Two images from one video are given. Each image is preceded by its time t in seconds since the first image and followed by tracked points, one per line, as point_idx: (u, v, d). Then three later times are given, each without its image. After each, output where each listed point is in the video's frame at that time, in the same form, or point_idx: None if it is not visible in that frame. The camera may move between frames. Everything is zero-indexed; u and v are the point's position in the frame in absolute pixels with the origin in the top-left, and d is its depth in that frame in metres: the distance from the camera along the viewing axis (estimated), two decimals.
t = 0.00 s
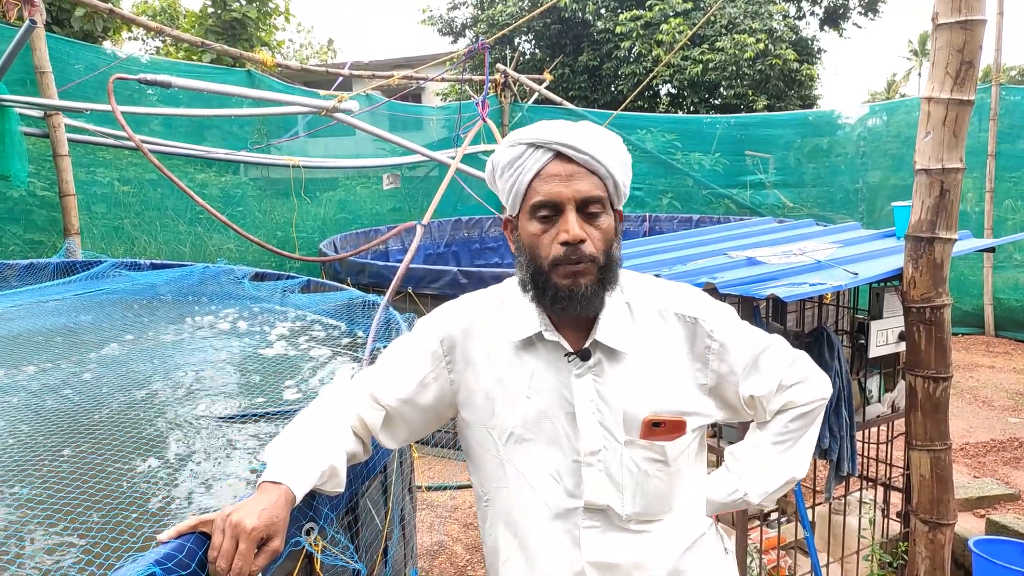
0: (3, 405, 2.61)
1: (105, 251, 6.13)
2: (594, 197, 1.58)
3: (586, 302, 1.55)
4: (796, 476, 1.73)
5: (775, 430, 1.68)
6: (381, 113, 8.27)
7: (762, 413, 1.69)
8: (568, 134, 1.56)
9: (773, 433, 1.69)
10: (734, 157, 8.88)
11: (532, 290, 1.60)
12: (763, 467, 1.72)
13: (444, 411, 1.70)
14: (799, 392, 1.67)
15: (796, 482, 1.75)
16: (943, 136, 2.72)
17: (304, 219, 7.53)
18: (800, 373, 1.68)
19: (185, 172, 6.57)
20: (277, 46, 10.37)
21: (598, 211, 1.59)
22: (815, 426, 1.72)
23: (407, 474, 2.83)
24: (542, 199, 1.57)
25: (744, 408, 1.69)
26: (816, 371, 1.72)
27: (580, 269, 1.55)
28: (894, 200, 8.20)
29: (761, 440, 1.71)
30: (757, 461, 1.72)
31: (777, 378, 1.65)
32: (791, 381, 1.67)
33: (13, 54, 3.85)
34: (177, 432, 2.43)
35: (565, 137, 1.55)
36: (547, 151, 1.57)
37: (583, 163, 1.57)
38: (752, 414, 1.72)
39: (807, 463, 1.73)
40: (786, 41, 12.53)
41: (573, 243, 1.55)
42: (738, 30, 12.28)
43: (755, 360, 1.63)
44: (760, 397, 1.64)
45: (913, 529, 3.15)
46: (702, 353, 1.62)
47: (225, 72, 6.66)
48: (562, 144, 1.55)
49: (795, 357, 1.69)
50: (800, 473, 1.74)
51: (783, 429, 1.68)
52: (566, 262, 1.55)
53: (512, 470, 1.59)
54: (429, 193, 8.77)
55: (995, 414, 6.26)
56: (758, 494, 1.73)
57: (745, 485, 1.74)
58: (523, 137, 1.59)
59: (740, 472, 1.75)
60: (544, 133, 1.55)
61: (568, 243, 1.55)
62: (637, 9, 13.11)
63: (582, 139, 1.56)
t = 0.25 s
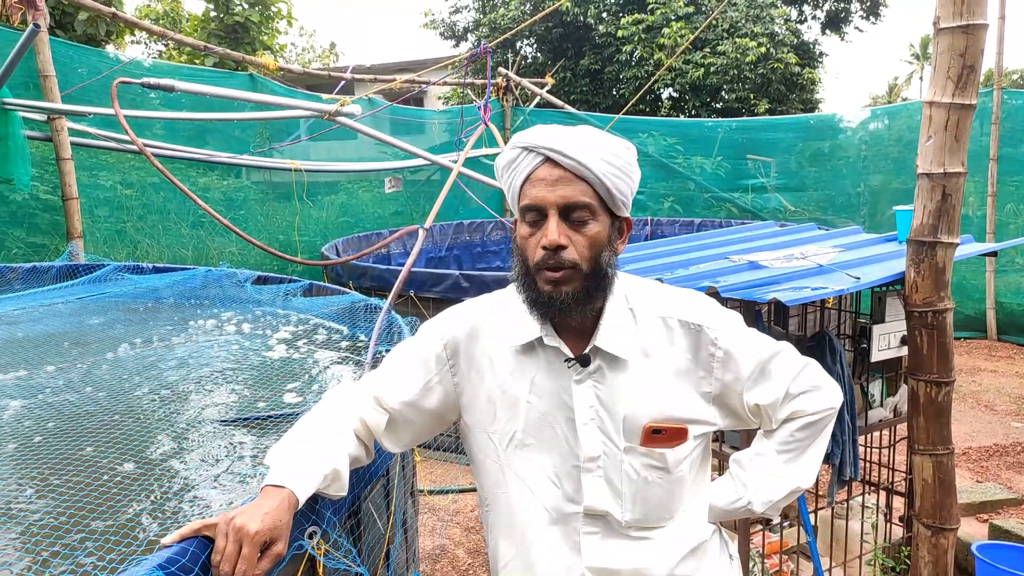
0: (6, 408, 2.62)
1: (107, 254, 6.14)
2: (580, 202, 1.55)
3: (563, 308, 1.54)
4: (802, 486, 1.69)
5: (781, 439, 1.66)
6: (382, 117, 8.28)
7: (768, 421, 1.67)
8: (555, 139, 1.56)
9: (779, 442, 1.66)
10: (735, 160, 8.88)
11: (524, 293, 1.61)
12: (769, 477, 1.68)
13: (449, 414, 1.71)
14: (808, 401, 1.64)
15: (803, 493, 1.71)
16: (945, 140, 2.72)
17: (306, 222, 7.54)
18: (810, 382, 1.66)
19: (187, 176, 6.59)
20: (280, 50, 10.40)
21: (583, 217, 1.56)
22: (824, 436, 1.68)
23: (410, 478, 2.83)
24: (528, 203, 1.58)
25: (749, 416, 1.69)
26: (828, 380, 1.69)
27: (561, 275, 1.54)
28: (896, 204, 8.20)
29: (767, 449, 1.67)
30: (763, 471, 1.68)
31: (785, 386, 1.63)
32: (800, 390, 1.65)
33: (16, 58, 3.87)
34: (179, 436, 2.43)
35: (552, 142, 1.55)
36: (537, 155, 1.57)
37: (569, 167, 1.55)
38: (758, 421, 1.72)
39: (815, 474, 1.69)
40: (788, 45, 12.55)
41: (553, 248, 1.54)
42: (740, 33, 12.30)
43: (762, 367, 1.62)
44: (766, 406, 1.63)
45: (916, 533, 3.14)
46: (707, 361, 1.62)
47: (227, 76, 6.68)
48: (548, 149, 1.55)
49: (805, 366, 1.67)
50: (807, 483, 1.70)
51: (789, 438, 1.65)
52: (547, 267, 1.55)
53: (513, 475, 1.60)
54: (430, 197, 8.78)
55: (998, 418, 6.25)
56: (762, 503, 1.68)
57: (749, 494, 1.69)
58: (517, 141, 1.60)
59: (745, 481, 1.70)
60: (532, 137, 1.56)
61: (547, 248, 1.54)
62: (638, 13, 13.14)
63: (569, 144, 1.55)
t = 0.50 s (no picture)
0: (11, 404, 2.63)
1: (111, 251, 6.16)
2: (568, 198, 1.55)
3: (546, 303, 1.54)
4: (808, 489, 1.67)
5: (787, 439, 1.63)
6: (385, 113, 8.28)
7: (775, 421, 1.65)
8: (546, 134, 1.56)
9: (784, 442, 1.64)
10: (739, 156, 8.86)
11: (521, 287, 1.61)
12: (774, 477, 1.65)
13: (455, 408, 1.72)
14: (817, 402, 1.62)
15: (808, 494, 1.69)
16: (950, 135, 2.71)
17: (309, 219, 7.55)
18: (821, 383, 1.63)
19: (191, 172, 6.60)
20: (283, 46, 10.39)
21: (572, 214, 1.56)
22: (833, 438, 1.65)
23: (414, 473, 2.84)
24: (522, 197, 1.59)
25: (756, 415, 1.68)
26: (841, 382, 1.66)
27: (547, 270, 1.54)
28: (900, 199, 8.17)
29: (772, 449, 1.65)
30: (765, 470, 1.65)
31: (793, 387, 1.61)
32: (809, 391, 1.62)
33: (20, 55, 3.87)
34: (183, 432, 2.44)
35: (543, 137, 1.56)
36: (532, 150, 1.58)
37: (559, 163, 1.55)
38: (764, 421, 1.71)
39: (821, 475, 1.66)
40: (792, 40, 12.50)
41: (538, 244, 1.55)
42: (743, 28, 12.26)
43: (770, 368, 1.60)
44: (773, 407, 1.62)
45: (920, 529, 3.14)
46: (712, 360, 1.61)
47: (230, 72, 6.68)
48: (540, 144, 1.56)
49: (816, 367, 1.64)
50: (813, 485, 1.67)
51: (796, 438, 1.62)
52: (534, 262, 1.56)
53: (515, 470, 1.60)
54: (434, 193, 8.78)
55: (1003, 414, 6.23)
56: (764, 503, 1.66)
57: (751, 494, 1.66)
58: (516, 136, 1.62)
59: (752, 482, 1.66)
60: (527, 132, 1.58)
61: (534, 243, 1.55)
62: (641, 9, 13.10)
63: (560, 139, 1.55)
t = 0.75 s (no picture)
0: (13, 405, 2.63)
1: (113, 253, 6.17)
2: (563, 199, 1.54)
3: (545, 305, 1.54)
4: (808, 493, 1.65)
5: (787, 443, 1.62)
6: (386, 115, 8.29)
7: (776, 425, 1.65)
8: (540, 137, 1.56)
9: (785, 446, 1.63)
10: (740, 158, 8.86)
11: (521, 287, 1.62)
12: (775, 481, 1.65)
13: (456, 409, 1.72)
14: (818, 406, 1.61)
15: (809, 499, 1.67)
16: (950, 138, 2.71)
17: (311, 221, 7.56)
18: (823, 388, 1.62)
19: (192, 174, 6.61)
20: (284, 48, 10.41)
21: (569, 214, 1.55)
22: (836, 443, 1.64)
23: (416, 475, 2.84)
24: (520, 200, 1.59)
25: (756, 419, 1.67)
26: (843, 388, 1.65)
27: (546, 271, 1.55)
28: (901, 201, 8.17)
29: (773, 453, 1.64)
30: (766, 472, 1.65)
31: (794, 391, 1.60)
32: (811, 395, 1.61)
33: (22, 57, 3.87)
34: (184, 433, 2.44)
35: (535, 140, 1.56)
36: (527, 153, 1.59)
37: (553, 165, 1.55)
38: (766, 424, 1.70)
39: (822, 481, 1.65)
40: (793, 42, 12.51)
41: (536, 245, 1.55)
42: (744, 31, 12.27)
43: (771, 371, 1.60)
44: (774, 411, 1.61)
45: (922, 531, 3.14)
46: (712, 362, 1.61)
47: (232, 75, 6.69)
48: (533, 147, 1.56)
49: (817, 371, 1.63)
50: (814, 490, 1.66)
51: (797, 442, 1.61)
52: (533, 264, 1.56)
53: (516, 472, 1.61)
54: (435, 195, 8.79)
55: (1004, 416, 6.23)
56: (764, 506, 1.66)
57: (752, 496, 1.66)
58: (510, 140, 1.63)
59: (751, 483, 1.66)
60: (519, 136, 1.58)
61: (531, 245, 1.55)
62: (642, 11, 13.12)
63: (552, 141, 1.55)
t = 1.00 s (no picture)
0: (9, 404, 2.63)
1: (111, 251, 6.16)
2: (577, 190, 1.56)
3: (567, 296, 1.54)
4: (803, 489, 1.70)
5: (783, 439, 1.65)
6: (386, 114, 8.28)
7: (771, 422, 1.67)
8: (548, 131, 1.56)
9: (780, 442, 1.65)
10: (739, 158, 8.86)
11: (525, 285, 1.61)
12: (769, 477, 1.67)
13: (453, 410, 1.71)
14: (811, 402, 1.64)
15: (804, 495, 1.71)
16: (950, 138, 2.71)
17: (309, 220, 7.55)
18: (815, 384, 1.66)
19: (191, 173, 6.60)
20: (284, 47, 10.40)
21: (583, 204, 1.57)
22: (828, 438, 1.68)
23: (413, 475, 2.84)
24: (528, 195, 1.58)
25: (751, 416, 1.69)
26: (834, 382, 1.68)
27: (563, 263, 1.55)
28: (900, 201, 8.17)
29: (769, 449, 1.66)
30: (761, 467, 1.67)
31: (788, 388, 1.63)
32: (804, 391, 1.65)
33: (20, 56, 3.86)
34: (182, 432, 2.44)
35: (546, 133, 1.56)
36: (533, 148, 1.58)
37: (566, 157, 1.56)
38: (761, 421, 1.71)
39: (816, 475, 1.69)
40: (792, 42, 12.51)
41: (553, 237, 1.55)
42: (744, 31, 12.27)
43: (766, 368, 1.62)
44: (768, 407, 1.64)
45: (919, 532, 3.14)
46: (709, 361, 1.61)
47: (231, 73, 6.69)
48: (543, 141, 1.56)
49: (809, 368, 1.66)
50: (808, 485, 1.70)
51: (792, 439, 1.65)
52: (549, 257, 1.56)
53: (515, 472, 1.60)
54: (434, 194, 8.79)
55: (1002, 417, 6.24)
56: (761, 503, 1.68)
57: (749, 494, 1.67)
58: (511, 137, 1.62)
59: (745, 480, 1.69)
60: (526, 131, 1.57)
61: (548, 236, 1.55)
62: (642, 11, 13.11)
63: (564, 133, 1.56)
